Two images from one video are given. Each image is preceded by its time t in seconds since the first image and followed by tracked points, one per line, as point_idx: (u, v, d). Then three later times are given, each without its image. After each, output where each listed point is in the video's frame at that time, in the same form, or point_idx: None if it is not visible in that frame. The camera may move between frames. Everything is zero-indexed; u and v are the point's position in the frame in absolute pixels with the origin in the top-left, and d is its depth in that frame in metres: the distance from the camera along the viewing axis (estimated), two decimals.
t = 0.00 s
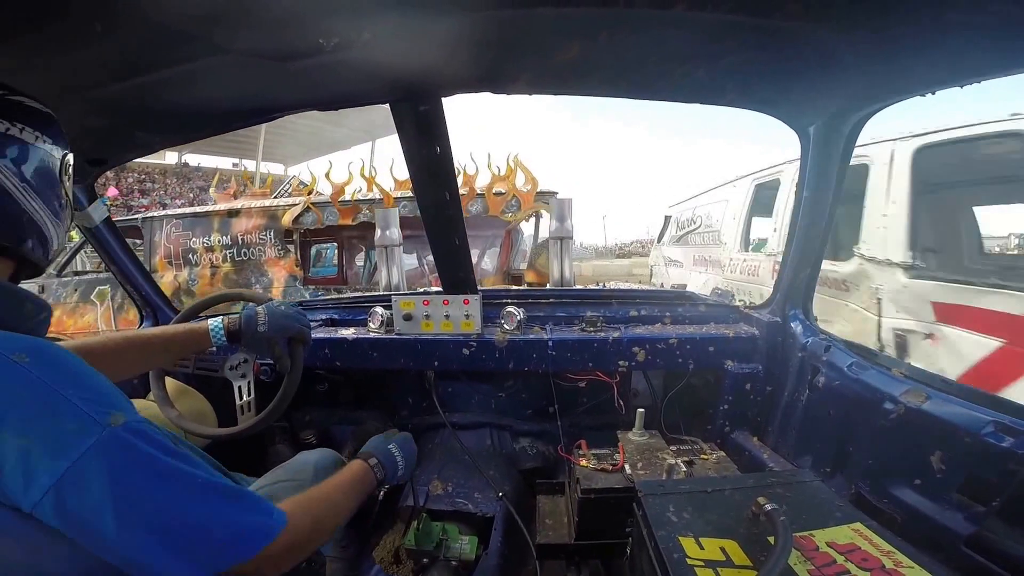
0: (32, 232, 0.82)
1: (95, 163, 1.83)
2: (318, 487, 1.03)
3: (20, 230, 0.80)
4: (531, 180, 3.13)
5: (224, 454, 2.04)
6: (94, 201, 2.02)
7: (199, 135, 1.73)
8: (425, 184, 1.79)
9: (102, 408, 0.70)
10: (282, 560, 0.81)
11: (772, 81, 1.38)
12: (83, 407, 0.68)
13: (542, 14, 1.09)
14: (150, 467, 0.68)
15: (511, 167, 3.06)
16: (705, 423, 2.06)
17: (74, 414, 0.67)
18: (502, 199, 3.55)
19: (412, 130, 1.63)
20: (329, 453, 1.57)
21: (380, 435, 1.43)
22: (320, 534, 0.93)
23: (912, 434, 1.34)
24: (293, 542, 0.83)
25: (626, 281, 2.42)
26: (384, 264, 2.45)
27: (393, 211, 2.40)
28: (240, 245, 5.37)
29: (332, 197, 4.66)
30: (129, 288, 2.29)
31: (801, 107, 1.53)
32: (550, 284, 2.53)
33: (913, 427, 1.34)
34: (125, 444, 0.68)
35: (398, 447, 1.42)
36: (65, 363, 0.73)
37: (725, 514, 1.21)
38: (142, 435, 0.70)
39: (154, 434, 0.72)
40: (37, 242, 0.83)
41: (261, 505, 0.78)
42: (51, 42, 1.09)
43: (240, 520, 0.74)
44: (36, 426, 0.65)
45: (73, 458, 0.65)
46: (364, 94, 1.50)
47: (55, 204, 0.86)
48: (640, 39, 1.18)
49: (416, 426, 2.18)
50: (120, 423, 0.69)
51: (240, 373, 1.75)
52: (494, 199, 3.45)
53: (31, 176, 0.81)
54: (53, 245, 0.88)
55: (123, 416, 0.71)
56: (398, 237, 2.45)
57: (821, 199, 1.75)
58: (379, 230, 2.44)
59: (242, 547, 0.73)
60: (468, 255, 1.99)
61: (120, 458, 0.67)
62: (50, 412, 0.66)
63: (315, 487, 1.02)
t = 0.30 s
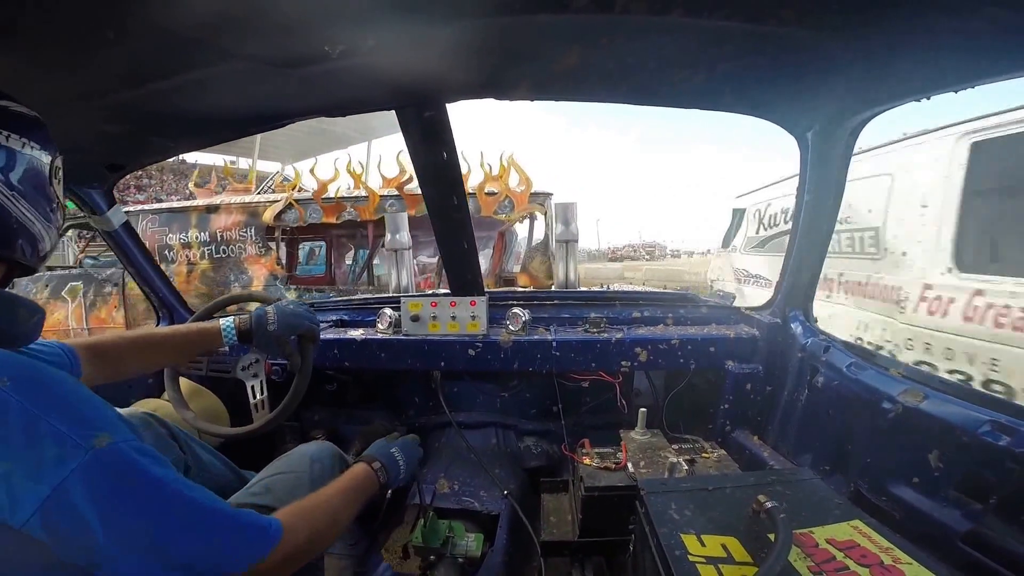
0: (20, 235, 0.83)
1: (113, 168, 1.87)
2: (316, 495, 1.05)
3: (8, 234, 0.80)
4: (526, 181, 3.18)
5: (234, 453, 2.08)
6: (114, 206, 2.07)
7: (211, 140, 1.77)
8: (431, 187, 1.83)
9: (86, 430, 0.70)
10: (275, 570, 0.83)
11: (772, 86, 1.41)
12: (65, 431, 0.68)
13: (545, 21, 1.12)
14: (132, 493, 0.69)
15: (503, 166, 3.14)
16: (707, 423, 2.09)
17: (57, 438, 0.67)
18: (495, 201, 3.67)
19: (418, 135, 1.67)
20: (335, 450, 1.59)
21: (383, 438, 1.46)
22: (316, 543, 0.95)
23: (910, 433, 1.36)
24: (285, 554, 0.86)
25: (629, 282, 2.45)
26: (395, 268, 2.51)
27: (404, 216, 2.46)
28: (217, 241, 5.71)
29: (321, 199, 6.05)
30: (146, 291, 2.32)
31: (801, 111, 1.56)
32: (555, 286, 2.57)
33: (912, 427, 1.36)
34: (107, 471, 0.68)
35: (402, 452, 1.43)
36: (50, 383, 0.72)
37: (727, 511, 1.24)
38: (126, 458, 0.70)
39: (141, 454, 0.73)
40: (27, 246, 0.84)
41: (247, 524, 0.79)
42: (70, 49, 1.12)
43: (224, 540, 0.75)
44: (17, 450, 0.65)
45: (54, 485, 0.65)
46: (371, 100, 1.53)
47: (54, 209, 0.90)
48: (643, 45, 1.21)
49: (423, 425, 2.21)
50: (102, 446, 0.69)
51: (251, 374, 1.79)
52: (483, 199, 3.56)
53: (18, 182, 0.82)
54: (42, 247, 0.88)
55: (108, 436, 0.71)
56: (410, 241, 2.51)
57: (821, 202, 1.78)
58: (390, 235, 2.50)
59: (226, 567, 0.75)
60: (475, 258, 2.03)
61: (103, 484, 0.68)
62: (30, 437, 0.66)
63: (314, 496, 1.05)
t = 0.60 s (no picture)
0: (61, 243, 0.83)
1: (121, 168, 1.89)
2: (327, 491, 1.05)
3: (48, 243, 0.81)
4: (523, 180, 3.20)
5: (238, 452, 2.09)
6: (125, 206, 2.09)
7: (217, 140, 1.78)
8: (435, 187, 1.84)
9: (122, 403, 0.71)
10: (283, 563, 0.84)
11: (772, 87, 1.42)
12: (103, 401, 0.70)
13: (548, 22, 1.12)
14: (162, 468, 0.70)
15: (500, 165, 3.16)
16: (707, 422, 2.10)
17: (96, 407, 0.69)
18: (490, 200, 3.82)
19: (422, 135, 1.67)
20: (343, 449, 1.61)
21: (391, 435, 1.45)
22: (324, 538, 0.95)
23: (910, 432, 1.37)
24: (295, 548, 0.86)
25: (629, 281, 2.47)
26: (399, 268, 2.52)
27: (409, 216, 2.48)
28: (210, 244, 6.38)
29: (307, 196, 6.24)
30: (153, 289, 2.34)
31: (801, 113, 1.57)
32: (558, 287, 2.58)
33: (912, 426, 1.37)
34: (141, 443, 0.69)
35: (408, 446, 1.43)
36: (89, 357, 0.74)
37: (728, 510, 1.24)
38: (156, 433, 0.71)
39: (170, 431, 0.74)
40: (68, 254, 0.84)
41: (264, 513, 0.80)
42: (76, 49, 1.13)
43: (239, 527, 0.76)
44: (61, 416, 0.67)
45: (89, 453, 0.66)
46: (375, 100, 1.54)
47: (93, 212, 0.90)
48: (645, 46, 1.22)
49: (425, 424, 2.22)
50: (138, 419, 0.70)
51: (263, 370, 1.79)
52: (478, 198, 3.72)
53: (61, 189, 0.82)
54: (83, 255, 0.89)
55: (141, 411, 0.72)
56: (415, 241, 2.53)
57: (823, 203, 1.78)
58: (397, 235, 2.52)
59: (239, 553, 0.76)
60: (478, 258, 2.04)
61: (137, 457, 0.68)
62: (73, 404, 0.68)
63: (325, 491, 1.04)
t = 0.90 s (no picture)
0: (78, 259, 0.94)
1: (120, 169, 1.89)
2: (322, 497, 1.07)
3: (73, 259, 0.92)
4: (521, 180, 3.20)
5: (240, 451, 2.10)
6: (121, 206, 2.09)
7: (217, 141, 1.78)
8: (437, 187, 1.85)
9: (101, 409, 0.76)
10: (271, 569, 0.86)
11: (772, 89, 1.42)
12: (83, 407, 0.75)
13: (550, 24, 1.13)
14: (138, 467, 0.74)
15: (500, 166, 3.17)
16: (708, 422, 2.11)
17: (76, 412, 0.74)
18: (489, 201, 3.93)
19: (424, 135, 1.68)
20: (348, 452, 1.61)
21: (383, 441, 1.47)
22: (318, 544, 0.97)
23: (910, 433, 1.38)
24: (285, 550, 0.88)
25: (628, 282, 2.48)
26: (398, 268, 2.52)
27: (405, 216, 2.48)
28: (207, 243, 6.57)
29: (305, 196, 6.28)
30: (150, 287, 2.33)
31: (800, 114, 1.58)
32: (558, 286, 2.59)
33: (912, 427, 1.38)
34: (119, 444, 0.74)
35: (403, 451, 1.44)
36: (74, 368, 0.80)
37: (728, 510, 1.25)
38: (135, 435, 0.76)
39: (151, 435, 0.78)
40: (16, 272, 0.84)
41: (250, 514, 0.83)
42: (78, 50, 1.13)
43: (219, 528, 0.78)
44: (43, 418, 0.72)
45: (68, 454, 0.71)
46: (377, 101, 1.55)
47: (40, 223, 0.87)
48: (646, 48, 1.22)
49: (427, 423, 2.23)
50: (116, 423, 0.75)
51: (264, 370, 1.79)
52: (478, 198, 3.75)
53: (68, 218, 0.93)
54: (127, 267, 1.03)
55: (121, 416, 0.78)
56: (413, 241, 2.53)
57: (822, 203, 1.79)
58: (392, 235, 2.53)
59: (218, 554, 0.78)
60: (478, 257, 2.04)
61: (115, 456, 0.73)
62: (53, 410, 0.73)
63: (321, 498, 1.07)
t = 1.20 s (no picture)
0: None
1: (118, 169, 1.89)
2: (255, 507, 1.01)
3: None
4: (521, 180, 3.20)
5: (241, 451, 2.10)
6: (118, 205, 2.09)
7: (216, 141, 1.78)
8: (436, 187, 1.85)
9: None
10: None
11: (772, 88, 1.42)
12: None
13: (550, 24, 1.13)
14: None
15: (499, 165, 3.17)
16: (708, 422, 2.11)
17: None
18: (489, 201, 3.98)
19: (424, 135, 1.68)
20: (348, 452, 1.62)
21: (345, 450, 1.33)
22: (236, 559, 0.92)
23: (910, 433, 1.38)
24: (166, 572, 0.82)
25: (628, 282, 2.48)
26: (398, 268, 2.52)
27: (405, 216, 2.47)
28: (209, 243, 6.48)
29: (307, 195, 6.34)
30: (149, 288, 2.32)
31: (800, 114, 1.58)
32: (557, 287, 2.59)
33: (912, 427, 1.37)
34: None
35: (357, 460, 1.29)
36: None
37: (728, 510, 1.25)
38: None
39: None
40: None
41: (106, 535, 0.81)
42: (77, 50, 1.13)
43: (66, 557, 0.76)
44: None
45: None
46: (376, 101, 1.55)
47: None
48: (646, 48, 1.22)
49: (427, 424, 2.23)
50: None
51: (263, 373, 1.79)
52: (478, 198, 3.76)
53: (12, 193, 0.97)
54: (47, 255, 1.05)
55: None
56: (412, 240, 2.53)
57: (822, 202, 1.79)
58: (391, 234, 2.52)
59: None
60: (477, 257, 2.04)
61: None
62: None
63: (252, 508, 1.01)
